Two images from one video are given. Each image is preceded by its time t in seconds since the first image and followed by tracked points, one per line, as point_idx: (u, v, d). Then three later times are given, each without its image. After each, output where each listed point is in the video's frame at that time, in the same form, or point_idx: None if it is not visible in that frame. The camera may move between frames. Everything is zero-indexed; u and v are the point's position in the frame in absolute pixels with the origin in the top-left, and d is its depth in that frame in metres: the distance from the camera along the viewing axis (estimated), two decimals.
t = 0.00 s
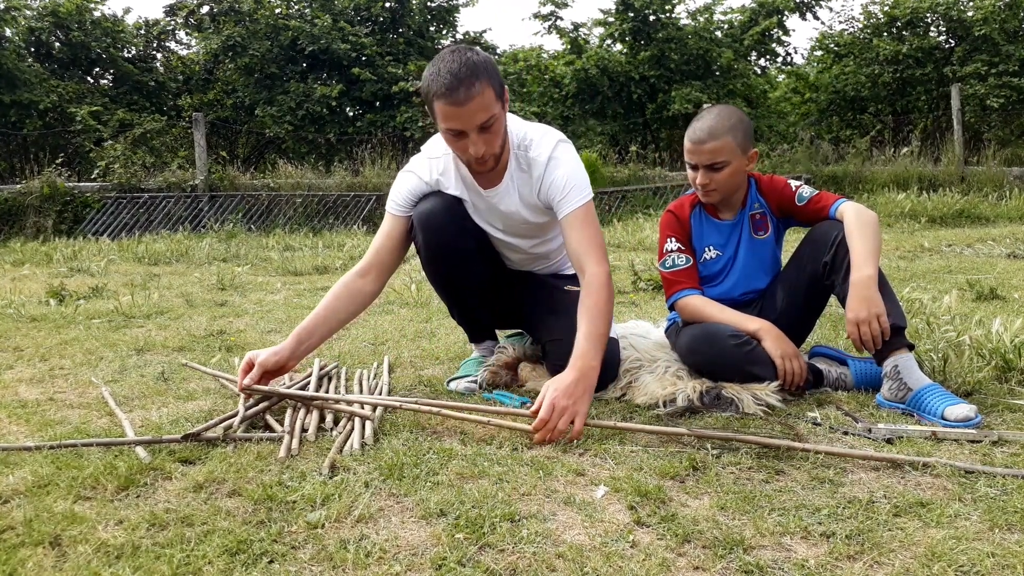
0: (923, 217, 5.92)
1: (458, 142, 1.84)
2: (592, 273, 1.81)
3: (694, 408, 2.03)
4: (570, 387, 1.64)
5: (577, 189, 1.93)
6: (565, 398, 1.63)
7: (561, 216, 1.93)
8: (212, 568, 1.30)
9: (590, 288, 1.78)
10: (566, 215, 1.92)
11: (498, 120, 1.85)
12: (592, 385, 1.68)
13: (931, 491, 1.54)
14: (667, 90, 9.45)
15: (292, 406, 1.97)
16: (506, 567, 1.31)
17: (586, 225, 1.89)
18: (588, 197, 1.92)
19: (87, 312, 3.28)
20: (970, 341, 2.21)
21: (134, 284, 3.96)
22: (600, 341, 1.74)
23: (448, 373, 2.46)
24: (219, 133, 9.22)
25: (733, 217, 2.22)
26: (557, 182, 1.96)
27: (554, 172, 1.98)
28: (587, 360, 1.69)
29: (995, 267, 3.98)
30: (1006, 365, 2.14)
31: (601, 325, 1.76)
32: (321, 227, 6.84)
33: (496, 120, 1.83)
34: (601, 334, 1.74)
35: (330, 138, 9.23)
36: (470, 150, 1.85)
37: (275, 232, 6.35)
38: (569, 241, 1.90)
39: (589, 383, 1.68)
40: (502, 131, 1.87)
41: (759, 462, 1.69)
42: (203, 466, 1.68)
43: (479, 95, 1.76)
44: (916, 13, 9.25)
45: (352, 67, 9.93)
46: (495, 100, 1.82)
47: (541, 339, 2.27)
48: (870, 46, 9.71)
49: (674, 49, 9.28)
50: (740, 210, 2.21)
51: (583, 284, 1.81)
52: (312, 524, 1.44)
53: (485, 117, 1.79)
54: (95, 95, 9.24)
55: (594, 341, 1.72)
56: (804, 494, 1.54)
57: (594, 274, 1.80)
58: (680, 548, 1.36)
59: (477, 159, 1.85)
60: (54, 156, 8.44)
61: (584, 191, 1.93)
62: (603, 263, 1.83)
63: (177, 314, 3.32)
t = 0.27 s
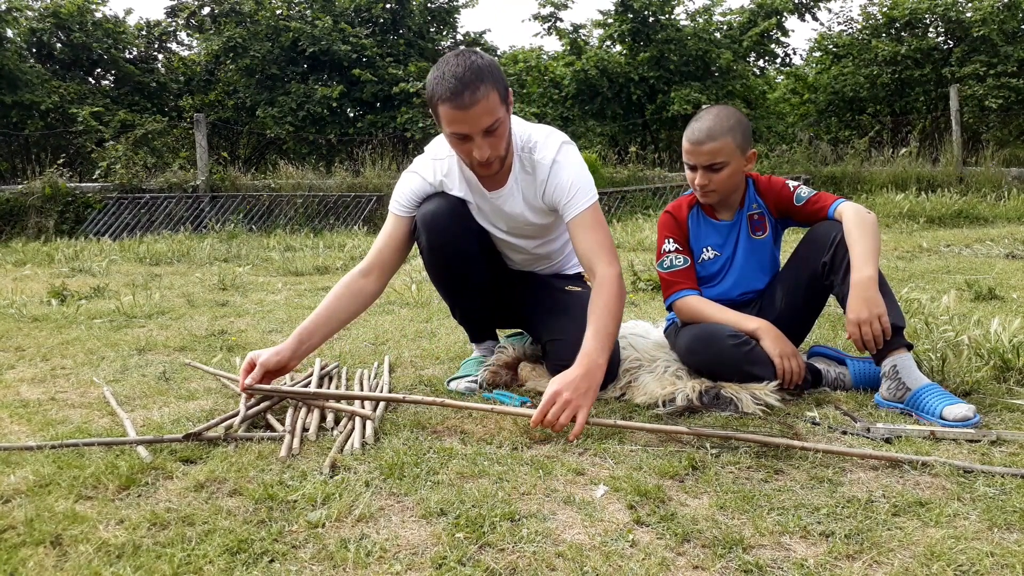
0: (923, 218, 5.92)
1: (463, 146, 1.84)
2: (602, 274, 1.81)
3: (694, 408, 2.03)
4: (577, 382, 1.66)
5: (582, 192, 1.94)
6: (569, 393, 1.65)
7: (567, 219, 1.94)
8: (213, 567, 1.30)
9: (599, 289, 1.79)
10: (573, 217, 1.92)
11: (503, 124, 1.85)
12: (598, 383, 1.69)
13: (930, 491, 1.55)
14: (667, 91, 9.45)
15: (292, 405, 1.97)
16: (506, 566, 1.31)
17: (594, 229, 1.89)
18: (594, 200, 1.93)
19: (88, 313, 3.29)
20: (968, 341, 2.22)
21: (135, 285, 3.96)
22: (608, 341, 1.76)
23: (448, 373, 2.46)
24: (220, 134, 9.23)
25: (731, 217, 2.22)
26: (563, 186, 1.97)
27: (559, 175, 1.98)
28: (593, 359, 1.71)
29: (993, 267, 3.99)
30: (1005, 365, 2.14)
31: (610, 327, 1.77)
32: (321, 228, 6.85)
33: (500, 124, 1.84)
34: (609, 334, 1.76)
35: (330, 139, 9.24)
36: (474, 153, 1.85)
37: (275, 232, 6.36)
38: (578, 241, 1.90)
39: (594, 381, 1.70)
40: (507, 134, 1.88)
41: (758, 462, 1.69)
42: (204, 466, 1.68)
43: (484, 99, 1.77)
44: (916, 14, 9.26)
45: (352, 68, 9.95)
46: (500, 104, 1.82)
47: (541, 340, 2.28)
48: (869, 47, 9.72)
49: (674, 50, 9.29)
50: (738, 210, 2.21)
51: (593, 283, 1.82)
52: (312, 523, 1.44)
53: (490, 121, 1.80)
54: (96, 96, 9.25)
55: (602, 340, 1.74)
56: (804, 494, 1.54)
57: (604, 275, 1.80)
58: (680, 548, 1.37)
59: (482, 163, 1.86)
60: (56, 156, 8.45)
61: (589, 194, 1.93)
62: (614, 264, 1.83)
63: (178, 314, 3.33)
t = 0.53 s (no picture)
0: (923, 218, 5.92)
1: (463, 146, 1.84)
2: (602, 274, 1.81)
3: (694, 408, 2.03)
4: (577, 383, 1.66)
5: (583, 192, 1.93)
6: (569, 393, 1.65)
7: (569, 220, 1.93)
8: (213, 567, 1.30)
9: (599, 289, 1.79)
10: (573, 218, 1.92)
11: (503, 126, 1.85)
12: (598, 384, 1.69)
13: (930, 491, 1.55)
14: (667, 91, 9.45)
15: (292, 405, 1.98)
16: (506, 566, 1.31)
17: (594, 230, 1.89)
18: (595, 200, 1.92)
19: (89, 313, 3.29)
20: (968, 340, 2.22)
21: (135, 285, 3.96)
22: (609, 342, 1.75)
23: (448, 372, 2.46)
24: (220, 134, 9.22)
25: (731, 217, 2.22)
26: (563, 188, 1.97)
27: (560, 177, 1.98)
28: (593, 360, 1.70)
29: (993, 267, 3.98)
30: (1005, 365, 2.14)
31: (610, 328, 1.77)
32: (321, 227, 6.85)
33: (501, 125, 1.84)
34: (609, 335, 1.75)
35: (331, 139, 9.24)
36: (475, 154, 1.85)
37: (275, 232, 6.36)
38: (578, 242, 1.90)
39: (595, 383, 1.69)
40: (507, 135, 1.88)
41: (758, 462, 1.69)
42: (204, 465, 1.68)
43: (485, 100, 1.77)
44: (916, 14, 9.26)
45: (352, 68, 9.95)
46: (501, 105, 1.82)
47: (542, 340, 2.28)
48: (869, 47, 9.72)
49: (674, 50, 9.29)
50: (738, 210, 2.22)
51: (594, 283, 1.82)
52: (313, 523, 1.44)
53: (491, 122, 1.80)
54: (97, 96, 9.26)
55: (602, 341, 1.74)
56: (803, 494, 1.54)
57: (605, 275, 1.81)
58: (680, 548, 1.37)
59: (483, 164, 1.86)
60: (56, 156, 8.45)
61: (589, 194, 1.93)
62: (614, 265, 1.83)
63: (178, 314, 3.32)
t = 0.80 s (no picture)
0: (923, 218, 5.92)
1: (463, 149, 1.85)
2: (602, 275, 1.81)
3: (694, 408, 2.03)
4: (578, 386, 1.66)
5: (583, 194, 1.93)
6: (569, 396, 1.65)
7: (569, 221, 1.93)
8: (213, 567, 1.30)
9: (599, 290, 1.79)
10: (574, 219, 1.92)
11: (503, 128, 1.85)
12: (598, 387, 1.69)
13: (930, 491, 1.55)
14: (667, 91, 9.45)
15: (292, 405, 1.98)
16: (506, 566, 1.31)
17: (594, 231, 1.89)
18: (595, 202, 1.93)
19: (89, 313, 3.29)
20: (968, 340, 2.22)
21: (135, 285, 3.96)
22: (608, 344, 1.75)
23: (448, 372, 2.46)
24: (220, 134, 9.22)
25: (732, 217, 2.22)
26: (564, 189, 1.97)
27: (561, 178, 1.98)
28: (594, 362, 1.70)
29: (993, 267, 3.98)
30: (1005, 365, 2.14)
31: (610, 330, 1.76)
32: (321, 228, 6.85)
33: (501, 127, 1.84)
34: (609, 337, 1.75)
35: (331, 139, 9.24)
36: (475, 157, 1.85)
37: (275, 232, 6.36)
38: (578, 243, 1.90)
39: (595, 386, 1.69)
40: (507, 137, 1.88)
41: (758, 462, 1.69)
42: (204, 465, 1.68)
43: (484, 103, 1.77)
44: (915, 14, 9.26)
45: (352, 68, 9.95)
46: (500, 107, 1.82)
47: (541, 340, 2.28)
48: (869, 47, 9.72)
49: (674, 50, 9.29)
50: (739, 210, 2.21)
51: (593, 284, 1.82)
52: (313, 523, 1.44)
53: (490, 125, 1.80)
54: (96, 96, 9.26)
55: (601, 343, 1.74)
56: (804, 494, 1.54)
57: (605, 276, 1.81)
58: (680, 548, 1.37)
59: (483, 166, 1.86)
60: (56, 157, 8.44)
61: (590, 196, 1.93)
62: (614, 267, 1.83)
63: (178, 314, 3.32)
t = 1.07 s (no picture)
0: (923, 218, 5.92)
1: (463, 151, 1.86)
2: (602, 273, 1.81)
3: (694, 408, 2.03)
4: (577, 386, 1.65)
5: (588, 189, 1.94)
6: (570, 396, 1.64)
7: (571, 218, 1.93)
8: (213, 567, 1.30)
9: (599, 288, 1.80)
10: (577, 216, 1.92)
11: (503, 128, 1.85)
12: (598, 387, 1.69)
13: (930, 491, 1.55)
14: (667, 91, 9.45)
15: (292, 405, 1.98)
16: (506, 566, 1.31)
17: (596, 228, 1.89)
18: (599, 197, 1.93)
19: (89, 313, 3.29)
20: (968, 341, 2.22)
21: (135, 285, 3.96)
22: (608, 343, 1.75)
23: (448, 372, 2.46)
24: (220, 134, 9.21)
25: (733, 217, 2.22)
26: (568, 184, 1.97)
27: (564, 175, 1.98)
28: (594, 362, 1.70)
29: (993, 267, 3.98)
30: (1005, 365, 2.14)
31: (609, 330, 1.76)
32: (321, 228, 6.85)
33: (501, 128, 1.84)
34: (609, 336, 1.75)
35: (331, 139, 9.24)
36: (475, 158, 1.86)
37: (275, 232, 6.36)
38: (579, 241, 1.90)
39: (595, 387, 1.69)
40: (507, 137, 1.88)
41: (758, 462, 1.69)
42: (204, 466, 1.68)
43: (483, 107, 1.77)
44: (915, 14, 9.27)
45: (352, 68, 9.95)
46: (500, 109, 1.82)
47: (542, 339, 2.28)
48: (869, 47, 9.72)
49: (674, 50, 9.29)
50: (740, 209, 2.21)
51: (593, 282, 1.82)
52: (312, 523, 1.44)
53: (489, 127, 1.80)
54: (96, 96, 9.26)
55: (600, 341, 1.73)
56: (804, 494, 1.54)
57: (604, 275, 1.81)
58: (680, 548, 1.37)
59: (484, 167, 1.87)
60: (56, 156, 8.44)
61: (594, 191, 1.93)
62: (614, 265, 1.83)
63: (178, 314, 3.33)
